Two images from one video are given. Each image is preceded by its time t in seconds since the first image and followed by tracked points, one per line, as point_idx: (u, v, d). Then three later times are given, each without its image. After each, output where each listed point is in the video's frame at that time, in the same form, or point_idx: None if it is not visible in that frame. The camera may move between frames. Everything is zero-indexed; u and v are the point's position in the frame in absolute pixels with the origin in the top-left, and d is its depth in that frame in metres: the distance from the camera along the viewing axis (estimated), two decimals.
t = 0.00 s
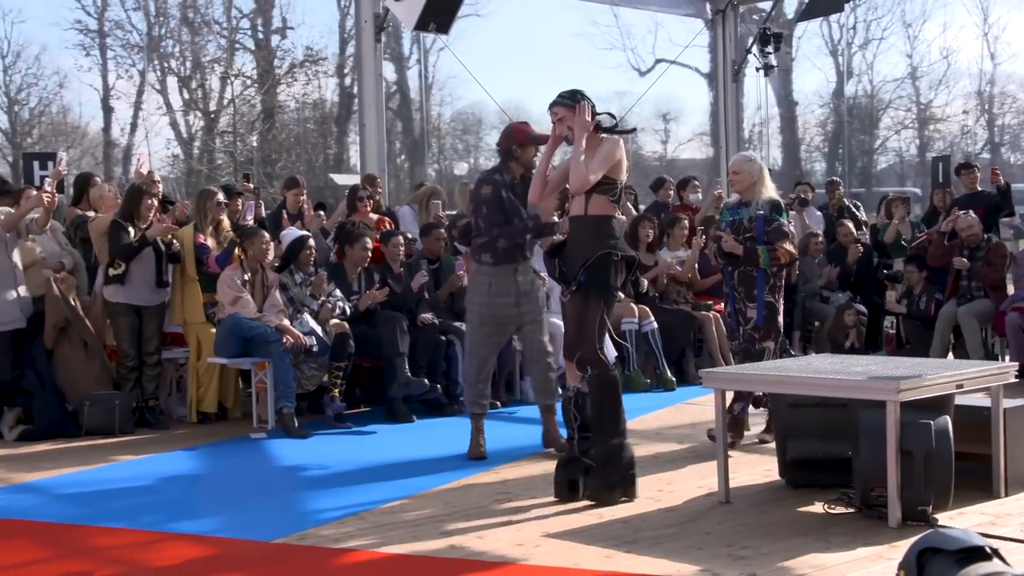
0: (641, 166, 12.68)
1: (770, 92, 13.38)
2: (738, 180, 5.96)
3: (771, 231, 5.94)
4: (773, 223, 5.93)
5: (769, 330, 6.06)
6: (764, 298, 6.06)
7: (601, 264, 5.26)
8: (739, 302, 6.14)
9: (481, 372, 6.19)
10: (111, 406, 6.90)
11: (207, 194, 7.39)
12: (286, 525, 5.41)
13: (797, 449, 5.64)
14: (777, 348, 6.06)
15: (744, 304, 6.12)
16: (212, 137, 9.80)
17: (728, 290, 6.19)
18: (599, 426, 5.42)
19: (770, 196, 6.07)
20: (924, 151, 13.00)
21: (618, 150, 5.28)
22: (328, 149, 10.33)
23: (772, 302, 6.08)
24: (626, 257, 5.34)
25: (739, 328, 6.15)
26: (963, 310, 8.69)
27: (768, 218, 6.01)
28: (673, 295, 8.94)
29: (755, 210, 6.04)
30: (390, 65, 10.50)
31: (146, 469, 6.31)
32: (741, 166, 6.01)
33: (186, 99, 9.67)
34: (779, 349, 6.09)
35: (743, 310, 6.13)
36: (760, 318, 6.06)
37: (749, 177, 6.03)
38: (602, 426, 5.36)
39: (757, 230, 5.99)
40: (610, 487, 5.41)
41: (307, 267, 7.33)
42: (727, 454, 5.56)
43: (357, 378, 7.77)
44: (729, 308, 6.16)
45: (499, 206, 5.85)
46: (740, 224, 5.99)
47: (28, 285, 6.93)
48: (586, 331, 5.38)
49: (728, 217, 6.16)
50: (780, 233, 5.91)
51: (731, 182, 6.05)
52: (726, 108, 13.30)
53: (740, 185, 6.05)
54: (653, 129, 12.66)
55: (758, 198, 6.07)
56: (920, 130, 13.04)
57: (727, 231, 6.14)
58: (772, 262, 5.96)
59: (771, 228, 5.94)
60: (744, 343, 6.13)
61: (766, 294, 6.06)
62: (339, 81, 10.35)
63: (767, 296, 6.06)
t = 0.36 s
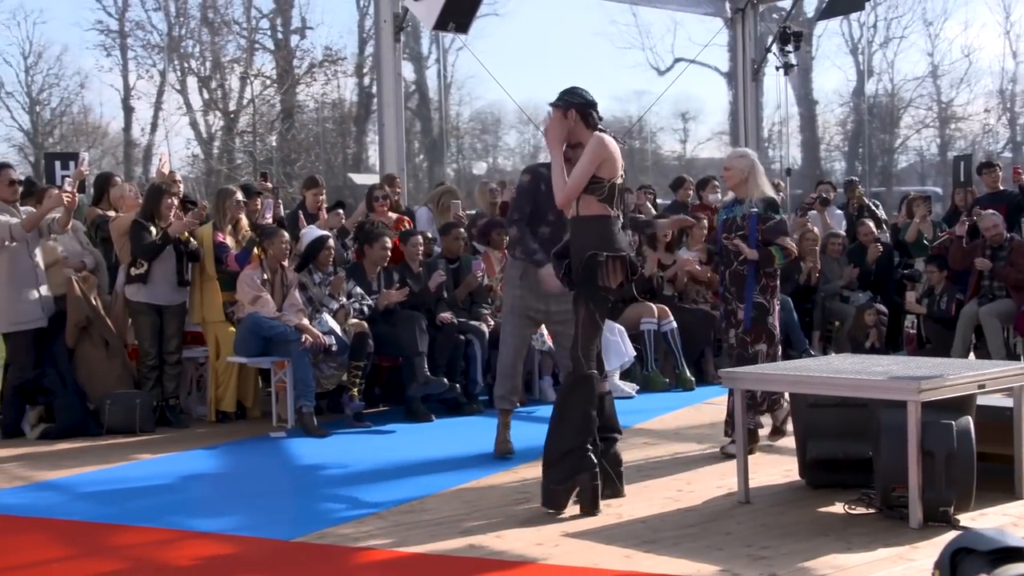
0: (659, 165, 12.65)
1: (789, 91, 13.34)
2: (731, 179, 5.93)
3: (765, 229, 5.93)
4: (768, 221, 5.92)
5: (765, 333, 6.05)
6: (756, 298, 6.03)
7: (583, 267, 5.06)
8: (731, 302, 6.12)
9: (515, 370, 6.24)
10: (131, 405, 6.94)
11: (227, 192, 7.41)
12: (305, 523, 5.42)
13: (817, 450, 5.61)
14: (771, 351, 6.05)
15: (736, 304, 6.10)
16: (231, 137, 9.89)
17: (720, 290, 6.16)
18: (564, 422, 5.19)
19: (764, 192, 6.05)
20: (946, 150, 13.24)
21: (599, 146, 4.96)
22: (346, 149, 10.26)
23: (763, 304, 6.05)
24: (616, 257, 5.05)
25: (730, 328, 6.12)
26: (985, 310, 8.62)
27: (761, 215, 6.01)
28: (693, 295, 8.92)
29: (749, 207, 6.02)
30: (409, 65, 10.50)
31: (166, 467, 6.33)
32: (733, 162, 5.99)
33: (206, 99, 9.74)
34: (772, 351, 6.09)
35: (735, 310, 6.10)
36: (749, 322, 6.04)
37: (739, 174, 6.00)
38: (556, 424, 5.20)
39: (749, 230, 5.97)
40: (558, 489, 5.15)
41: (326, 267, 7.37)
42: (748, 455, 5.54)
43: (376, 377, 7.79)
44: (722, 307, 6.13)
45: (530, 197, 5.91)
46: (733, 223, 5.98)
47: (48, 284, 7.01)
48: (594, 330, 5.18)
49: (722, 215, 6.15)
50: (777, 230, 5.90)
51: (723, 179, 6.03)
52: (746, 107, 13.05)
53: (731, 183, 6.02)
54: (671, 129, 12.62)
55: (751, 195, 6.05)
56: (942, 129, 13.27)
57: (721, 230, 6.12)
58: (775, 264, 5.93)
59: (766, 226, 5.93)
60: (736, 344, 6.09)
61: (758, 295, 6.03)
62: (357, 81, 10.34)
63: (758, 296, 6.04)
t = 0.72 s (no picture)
0: (676, 164, 12.62)
1: (807, 89, 13.31)
2: (715, 179, 5.92)
3: (752, 229, 5.90)
4: (753, 222, 5.89)
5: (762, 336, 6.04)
6: (746, 301, 6.02)
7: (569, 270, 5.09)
8: (722, 303, 6.13)
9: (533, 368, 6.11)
10: (150, 404, 6.96)
11: (243, 190, 7.44)
12: (320, 522, 5.42)
13: (835, 449, 5.59)
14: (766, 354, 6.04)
15: (727, 306, 6.09)
16: (248, 137, 9.87)
17: (711, 291, 6.17)
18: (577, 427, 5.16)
19: (752, 191, 5.97)
20: (964, 148, 13.19)
21: (578, 157, 4.94)
22: (363, 148, 10.34)
23: (756, 306, 6.04)
24: (593, 258, 5.01)
25: (720, 329, 6.12)
26: (1004, 310, 8.57)
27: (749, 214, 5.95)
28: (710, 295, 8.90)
29: (737, 207, 5.99)
30: (425, 65, 10.51)
31: (187, 466, 6.35)
32: (720, 163, 5.97)
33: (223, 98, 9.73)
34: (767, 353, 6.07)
35: (726, 313, 6.09)
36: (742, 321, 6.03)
37: (727, 173, 5.97)
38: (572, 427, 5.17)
39: (736, 230, 5.96)
40: (582, 489, 5.22)
41: (344, 267, 7.39)
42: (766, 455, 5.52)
43: (392, 376, 7.79)
44: (711, 309, 6.15)
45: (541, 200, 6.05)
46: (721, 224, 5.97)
47: (68, 283, 7.01)
48: (600, 330, 5.12)
49: (716, 215, 6.13)
50: (762, 231, 5.87)
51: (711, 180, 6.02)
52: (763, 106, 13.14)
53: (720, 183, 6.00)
54: (688, 128, 12.60)
55: (739, 194, 5.98)
56: (960, 127, 13.22)
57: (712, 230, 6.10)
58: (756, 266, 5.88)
59: (752, 227, 5.90)
60: (728, 346, 6.07)
61: (748, 297, 6.02)
62: (374, 81, 10.37)
63: (749, 298, 6.03)
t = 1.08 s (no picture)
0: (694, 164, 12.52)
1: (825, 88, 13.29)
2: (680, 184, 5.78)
3: (717, 232, 5.79)
4: (718, 225, 5.78)
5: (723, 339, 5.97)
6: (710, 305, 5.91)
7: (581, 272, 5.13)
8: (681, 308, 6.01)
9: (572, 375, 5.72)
10: (168, 402, 6.97)
11: (259, 191, 7.45)
12: (338, 522, 5.42)
13: (854, 450, 5.56)
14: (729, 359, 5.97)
15: (687, 311, 5.97)
16: (266, 137, 9.87)
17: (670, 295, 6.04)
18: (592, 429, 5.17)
19: (716, 194, 5.86)
20: (983, 147, 13.52)
21: (579, 156, 5.01)
22: (380, 147, 10.39)
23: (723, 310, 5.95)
24: (599, 258, 5.04)
25: (681, 332, 6.03)
26: None
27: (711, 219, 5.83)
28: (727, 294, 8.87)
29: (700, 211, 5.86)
30: (443, 64, 10.53)
31: (205, 465, 6.36)
32: (683, 167, 5.82)
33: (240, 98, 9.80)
34: (732, 359, 5.98)
35: (687, 317, 5.98)
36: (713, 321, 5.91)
37: (691, 175, 5.83)
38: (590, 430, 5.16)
39: (700, 234, 5.84)
40: (600, 492, 5.21)
41: (361, 267, 7.45)
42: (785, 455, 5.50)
43: (409, 376, 7.79)
44: (671, 312, 6.01)
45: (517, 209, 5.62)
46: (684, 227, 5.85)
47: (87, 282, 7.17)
48: (614, 331, 5.10)
49: (677, 218, 6.00)
50: (727, 233, 5.77)
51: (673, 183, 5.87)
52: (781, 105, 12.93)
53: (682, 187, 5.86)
54: (706, 127, 12.53)
55: (702, 197, 5.86)
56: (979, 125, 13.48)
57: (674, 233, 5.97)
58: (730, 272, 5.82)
59: (716, 231, 5.78)
60: (689, 351, 6.00)
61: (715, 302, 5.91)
62: (392, 80, 10.41)
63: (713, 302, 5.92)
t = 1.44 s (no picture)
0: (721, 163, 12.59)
1: (853, 86, 13.23)
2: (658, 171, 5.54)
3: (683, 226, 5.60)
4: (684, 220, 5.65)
5: (680, 335, 5.43)
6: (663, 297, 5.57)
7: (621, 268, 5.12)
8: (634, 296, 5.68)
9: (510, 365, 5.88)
10: (198, 401, 7.01)
11: (287, 189, 7.46)
12: (366, 520, 5.43)
13: (884, 450, 5.51)
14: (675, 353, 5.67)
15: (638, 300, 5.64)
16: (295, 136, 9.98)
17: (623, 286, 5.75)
18: (624, 427, 5.15)
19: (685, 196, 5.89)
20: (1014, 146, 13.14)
21: (634, 151, 4.91)
22: (407, 147, 10.26)
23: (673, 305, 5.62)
24: (646, 256, 5.01)
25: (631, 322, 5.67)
26: None
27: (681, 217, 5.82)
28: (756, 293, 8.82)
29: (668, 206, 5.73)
30: (470, 63, 10.53)
31: (233, 463, 6.39)
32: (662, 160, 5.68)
33: (269, 98, 10.15)
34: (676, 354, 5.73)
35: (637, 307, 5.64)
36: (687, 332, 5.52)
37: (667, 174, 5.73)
38: (622, 427, 5.15)
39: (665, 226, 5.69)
40: (627, 491, 5.20)
41: (389, 266, 7.48)
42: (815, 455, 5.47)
43: (438, 375, 7.79)
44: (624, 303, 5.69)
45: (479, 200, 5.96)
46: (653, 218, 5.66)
47: (117, 281, 7.13)
48: (651, 330, 5.12)
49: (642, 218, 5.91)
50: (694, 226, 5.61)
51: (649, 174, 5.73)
52: (810, 102, 12.71)
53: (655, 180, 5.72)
54: (733, 126, 12.54)
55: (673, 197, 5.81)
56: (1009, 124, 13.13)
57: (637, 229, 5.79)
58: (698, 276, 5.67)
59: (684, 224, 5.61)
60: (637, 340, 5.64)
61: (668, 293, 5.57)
62: (418, 79, 10.42)
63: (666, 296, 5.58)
